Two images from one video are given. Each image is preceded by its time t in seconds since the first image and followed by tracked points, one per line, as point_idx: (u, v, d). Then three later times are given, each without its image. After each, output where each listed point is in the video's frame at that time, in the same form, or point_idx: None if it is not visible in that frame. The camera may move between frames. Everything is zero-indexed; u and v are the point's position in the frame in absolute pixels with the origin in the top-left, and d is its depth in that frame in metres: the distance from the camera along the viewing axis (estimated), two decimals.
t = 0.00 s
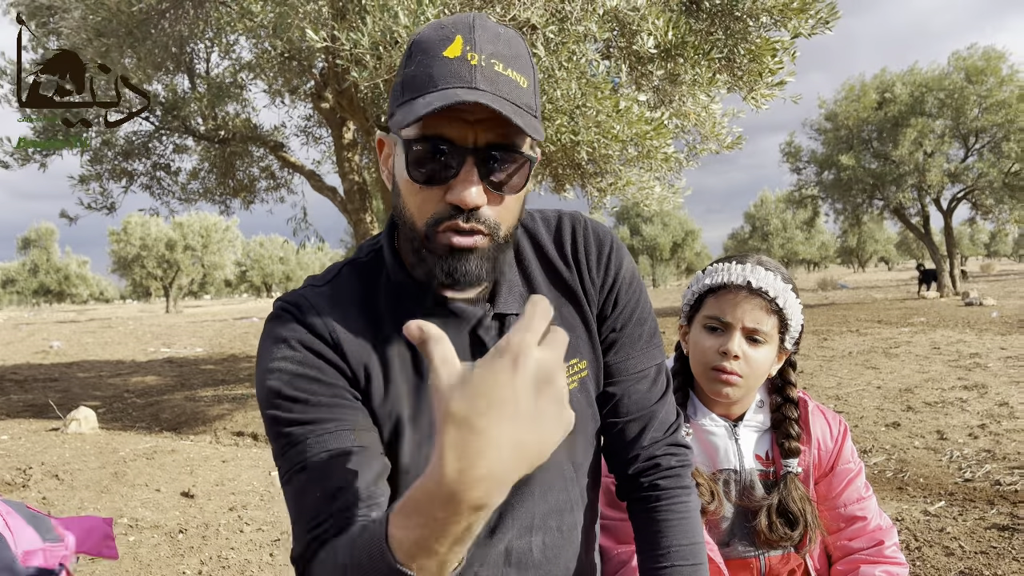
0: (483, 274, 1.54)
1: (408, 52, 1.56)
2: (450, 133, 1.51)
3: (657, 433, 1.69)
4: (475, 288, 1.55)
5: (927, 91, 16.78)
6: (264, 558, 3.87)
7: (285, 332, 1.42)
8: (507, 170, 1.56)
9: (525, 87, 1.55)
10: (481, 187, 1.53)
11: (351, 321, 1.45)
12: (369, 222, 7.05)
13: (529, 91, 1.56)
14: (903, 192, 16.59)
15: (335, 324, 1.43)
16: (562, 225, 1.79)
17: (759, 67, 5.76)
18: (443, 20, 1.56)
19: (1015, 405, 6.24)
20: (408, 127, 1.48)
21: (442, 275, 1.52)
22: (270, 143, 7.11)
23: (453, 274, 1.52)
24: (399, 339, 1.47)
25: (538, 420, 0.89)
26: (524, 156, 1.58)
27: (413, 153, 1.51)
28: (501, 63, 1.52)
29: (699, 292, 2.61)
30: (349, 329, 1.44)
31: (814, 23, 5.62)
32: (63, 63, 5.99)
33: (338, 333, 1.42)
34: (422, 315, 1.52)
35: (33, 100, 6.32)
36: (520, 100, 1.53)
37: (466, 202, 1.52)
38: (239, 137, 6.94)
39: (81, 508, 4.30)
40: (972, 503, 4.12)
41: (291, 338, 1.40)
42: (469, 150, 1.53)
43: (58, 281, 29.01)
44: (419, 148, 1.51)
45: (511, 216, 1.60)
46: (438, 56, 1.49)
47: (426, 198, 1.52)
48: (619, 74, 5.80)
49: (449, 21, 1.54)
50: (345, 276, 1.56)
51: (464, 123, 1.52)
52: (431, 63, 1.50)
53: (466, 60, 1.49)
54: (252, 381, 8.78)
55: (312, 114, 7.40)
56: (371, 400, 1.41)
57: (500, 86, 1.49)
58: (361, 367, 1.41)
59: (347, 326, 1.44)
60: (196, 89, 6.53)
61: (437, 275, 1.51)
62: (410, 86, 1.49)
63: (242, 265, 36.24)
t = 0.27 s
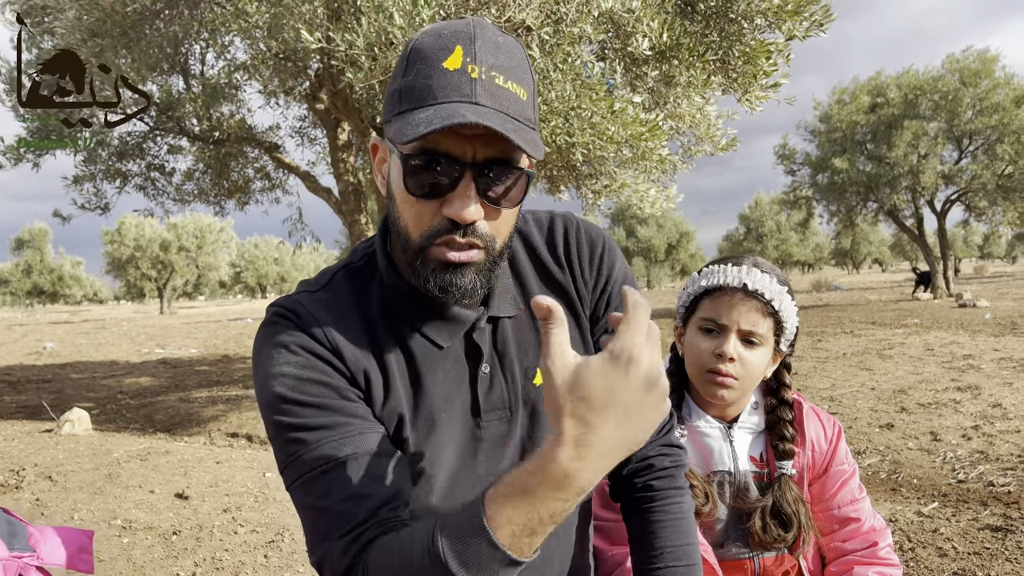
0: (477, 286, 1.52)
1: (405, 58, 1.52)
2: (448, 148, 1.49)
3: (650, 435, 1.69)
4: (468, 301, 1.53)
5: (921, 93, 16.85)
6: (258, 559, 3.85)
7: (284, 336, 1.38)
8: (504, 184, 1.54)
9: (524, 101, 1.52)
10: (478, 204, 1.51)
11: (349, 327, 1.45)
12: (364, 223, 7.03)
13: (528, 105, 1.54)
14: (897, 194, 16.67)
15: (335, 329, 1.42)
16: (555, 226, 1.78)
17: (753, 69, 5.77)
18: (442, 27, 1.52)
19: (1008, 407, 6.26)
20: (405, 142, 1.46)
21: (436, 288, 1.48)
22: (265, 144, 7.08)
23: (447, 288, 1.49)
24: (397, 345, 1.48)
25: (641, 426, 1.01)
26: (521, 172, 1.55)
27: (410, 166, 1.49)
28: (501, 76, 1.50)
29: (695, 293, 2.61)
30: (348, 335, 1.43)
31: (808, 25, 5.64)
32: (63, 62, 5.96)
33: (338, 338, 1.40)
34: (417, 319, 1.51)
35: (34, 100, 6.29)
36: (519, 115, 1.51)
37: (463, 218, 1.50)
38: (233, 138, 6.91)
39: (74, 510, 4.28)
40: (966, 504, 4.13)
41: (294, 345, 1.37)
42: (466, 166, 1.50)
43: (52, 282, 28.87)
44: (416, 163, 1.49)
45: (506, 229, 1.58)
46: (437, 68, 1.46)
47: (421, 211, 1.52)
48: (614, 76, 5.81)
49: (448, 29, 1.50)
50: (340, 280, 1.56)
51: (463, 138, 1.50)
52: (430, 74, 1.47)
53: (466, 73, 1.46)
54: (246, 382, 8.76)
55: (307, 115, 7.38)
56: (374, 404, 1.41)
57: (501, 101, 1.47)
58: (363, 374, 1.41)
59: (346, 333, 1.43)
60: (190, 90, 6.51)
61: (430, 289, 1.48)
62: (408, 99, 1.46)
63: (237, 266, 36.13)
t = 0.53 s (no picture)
0: (476, 295, 1.51)
1: (403, 63, 1.51)
2: (448, 158, 1.49)
3: (649, 436, 1.69)
4: (466, 310, 1.51)
5: (917, 95, 16.89)
6: (255, 560, 3.84)
7: (283, 351, 1.43)
8: (503, 193, 1.53)
9: (524, 110, 1.51)
10: (478, 214, 1.50)
11: (345, 336, 1.46)
12: (361, 223, 7.02)
13: (529, 113, 1.53)
14: (892, 195, 16.71)
15: (331, 342, 1.44)
16: (555, 228, 1.76)
17: (750, 70, 5.76)
18: (442, 33, 1.51)
19: (1003, 408, 6.28)
20: (405, 154, 1.45)
21: (435, 296, 1.48)
22: (262, 144, 7.07)
23: (446, 295, 1.48)
24: (395, 351, 1.49)
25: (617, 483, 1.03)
26: (522, 181, 1.54)
27: (409, 175, 1.48)
28: (502, 84, 1.49)
29: (692, 295, 2.61)
30: (344, 346, 1.45)
31: (805, 26, 5.65)
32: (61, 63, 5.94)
33: (334, 351, 1.43)
34: (415, 325, 1.50)
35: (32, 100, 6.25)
36: (519, 125, 1.50)
37: (463, 228, 1.50)
38: (230, 138, 6.89)
39: (70, 511, 4.26)
40: (961, 505, 4.14)
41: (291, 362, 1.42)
42: (466, 176, 1.51)
43: (47, 282, 28.76)
44: (416, 173, 1.48)
45: (506, 238, 1.58)
46: (437, 76, 1.45)
47: (420, 219, 1.51)
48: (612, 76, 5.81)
49: (448, 38, 1.49)
50: (340, 286, 1.57)
51: (463, 149, 1.49)
52: (430, 81, 1.46)
53: (466, 82, 1.45)
54: (242, 382, 8.73)
55: (304, 115, 7.36)
56: (369, 415, 1.44)
57: (501, 110, 1.46)
58: (359, 384, 1.43)
59: (342, 342, 1.45)
60: (187, 90, 6.49)
61: (430, 297, 1.48)
62: (408, 109, 1.46)
63: (233, 266, 36.05)
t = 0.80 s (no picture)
0: (479, 296, 1.50)
1: (409, 65, 1.50)
2: (452, 161, 1.47)
3: (649, 437, 1.69)
4: (468, 311, 1.51)
5: (916, 96, 16.91)
6: (253, 560, 3.84)
7: (283, 350, 1.42)
8: (507, 197, 1.52)
9: (529, 116, 1.50)
10: (481, 217, 1.49)
11: (346, 336, 1.46)
12: (360, 223, 7.02)
13: (533, 118, 1.52)
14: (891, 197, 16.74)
15: (331, 343, 1.44)
16: (557, 230, 1.76)
17: (749, 71, 5.77)
18: (449, 36, 1.50)
19: (1001, 409, 6.29)
20: (410, 156, 1.44)
21: (438, 296, 1.47)
22: (260, 144, 7.05)
23: (448, 296, 1.48)
24: (397, 351, 1.49)
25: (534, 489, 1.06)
26: (527, 186, 1.53)
27: (413, 177, 1.47)
28: (507, 88, 1.48)
29: (691, 295, 2.60)
30: (344, 347, 1.44)
31: (804, 27, 5.65)
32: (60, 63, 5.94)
33: (335, 352, 1.43)
34: (418, 325, 1.50)
35: (31, 100, 6.24)
36: (524, 129, 1.49)
37: (466, 231, 1.49)
38: (229, 138, 6.88)
39: (68, 510, 4.26)
40: (959, 506, 4.15)
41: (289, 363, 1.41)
42: (470, 179, 1.49)
43: (45, 281, 28.71)
44: (420, 174, 1.47)
45: (509, 242, 1.57)
46: (443, 79, 1.45)
47: (423, 221, 1.50)
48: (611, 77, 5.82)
49: (454, 40, 1.48)
50: (342, 286, 1.57)
51: (468, 152, 1.48)
52: (436, 83, 1.46)
53: (471, 85, 1.45)
54: (240, 382, 8.72)
55: (303, 115, 7.36)
56: (368, 417, 1.44)
57: (506, 114, 1.46)
58: (359, 384, 1.43)
59: (343, 342, 1.45)
60: (186, 89, 6.48)
61: (433, 297, 1.48)
62: (414, 112, 1.45)
63: (231, 265, 36.01)
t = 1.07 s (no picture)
0: (483, 277, 1.52)
1: (409, 49, 1.53)
2: (452, 135, 1.49)
3: (650, 436, 1.69)
4: (475, 289, 1.54)
5: (916, 97, 16.90)
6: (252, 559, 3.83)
7: (279, 352, 1.41)
8: (508, 172, 1.54)
9: (529, 90, 1.50)
10: (483, 189, 1.50)
11: (347, 333, 1.46)
12: (360, 222, 7.02)
13: (532, 94, 1.52)
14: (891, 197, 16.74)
15: (331, 339, 1.43)
16: (560, 230, 1.76)
17: (750, 71, 5.76)
18: (444, 21, 1.53)
19: (1001, 410, 6.28)
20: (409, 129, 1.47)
21: (444, 280, 1.50)
22: (260, 143, 7.05)
23: (453, 277, 1.50)
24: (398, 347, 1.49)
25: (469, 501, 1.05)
26: (526, 159, 1.55)
27: (414, 153, 1.49)
28: (504, 64, 1.48)
29: (692, 295, 2.60)
30: (346, 346, 1.44)
31: (805, 28, 5.65)
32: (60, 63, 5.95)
33: (337, 354, 1.42)
34: (421, 322, 1.50)
35: (32, 100, 6.25)
36: (523, 103, 1.48)
37: (468, 204, 1.49)
38: (229, 137, 6.88)
39: (67, 509, 4.26)
40: (959, 506, 4.15)
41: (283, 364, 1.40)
42: (470, 152, 1.50)
43: (45, 280, 28.69)
44: (422, 149, 1.49)
45: (512, 218, 1.58)
46: (440, 57, 1.45)
47: (426, 198, 1.51)
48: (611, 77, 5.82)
49: (452, 22, 1.50)
50: (344, 284, 1.56)
51: (467, 127, 1.50)
52: (433, 62, 1.46)
53: (469, 61, 1.45)
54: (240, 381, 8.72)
55: (303, 114, 7.36)
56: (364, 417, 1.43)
57: (504, 87, 1.45)
58: (358, 382, 1.42)
59: (343, 339, 1.44)
60: (186, 88, 6.48)
61: (437, 277, 1.50)
62: (413, 88, 1.46)
63: (231, 265, 36.00)
